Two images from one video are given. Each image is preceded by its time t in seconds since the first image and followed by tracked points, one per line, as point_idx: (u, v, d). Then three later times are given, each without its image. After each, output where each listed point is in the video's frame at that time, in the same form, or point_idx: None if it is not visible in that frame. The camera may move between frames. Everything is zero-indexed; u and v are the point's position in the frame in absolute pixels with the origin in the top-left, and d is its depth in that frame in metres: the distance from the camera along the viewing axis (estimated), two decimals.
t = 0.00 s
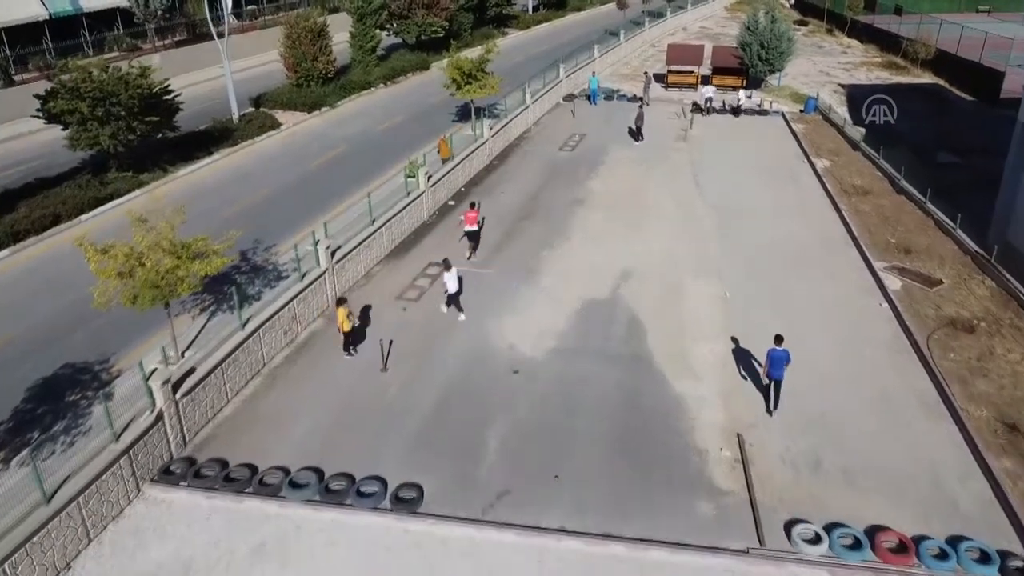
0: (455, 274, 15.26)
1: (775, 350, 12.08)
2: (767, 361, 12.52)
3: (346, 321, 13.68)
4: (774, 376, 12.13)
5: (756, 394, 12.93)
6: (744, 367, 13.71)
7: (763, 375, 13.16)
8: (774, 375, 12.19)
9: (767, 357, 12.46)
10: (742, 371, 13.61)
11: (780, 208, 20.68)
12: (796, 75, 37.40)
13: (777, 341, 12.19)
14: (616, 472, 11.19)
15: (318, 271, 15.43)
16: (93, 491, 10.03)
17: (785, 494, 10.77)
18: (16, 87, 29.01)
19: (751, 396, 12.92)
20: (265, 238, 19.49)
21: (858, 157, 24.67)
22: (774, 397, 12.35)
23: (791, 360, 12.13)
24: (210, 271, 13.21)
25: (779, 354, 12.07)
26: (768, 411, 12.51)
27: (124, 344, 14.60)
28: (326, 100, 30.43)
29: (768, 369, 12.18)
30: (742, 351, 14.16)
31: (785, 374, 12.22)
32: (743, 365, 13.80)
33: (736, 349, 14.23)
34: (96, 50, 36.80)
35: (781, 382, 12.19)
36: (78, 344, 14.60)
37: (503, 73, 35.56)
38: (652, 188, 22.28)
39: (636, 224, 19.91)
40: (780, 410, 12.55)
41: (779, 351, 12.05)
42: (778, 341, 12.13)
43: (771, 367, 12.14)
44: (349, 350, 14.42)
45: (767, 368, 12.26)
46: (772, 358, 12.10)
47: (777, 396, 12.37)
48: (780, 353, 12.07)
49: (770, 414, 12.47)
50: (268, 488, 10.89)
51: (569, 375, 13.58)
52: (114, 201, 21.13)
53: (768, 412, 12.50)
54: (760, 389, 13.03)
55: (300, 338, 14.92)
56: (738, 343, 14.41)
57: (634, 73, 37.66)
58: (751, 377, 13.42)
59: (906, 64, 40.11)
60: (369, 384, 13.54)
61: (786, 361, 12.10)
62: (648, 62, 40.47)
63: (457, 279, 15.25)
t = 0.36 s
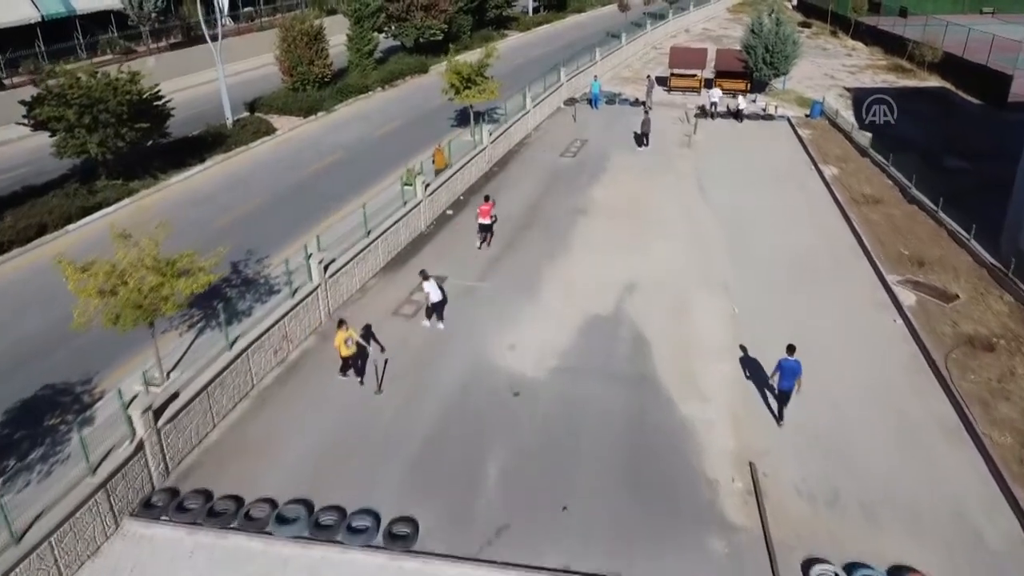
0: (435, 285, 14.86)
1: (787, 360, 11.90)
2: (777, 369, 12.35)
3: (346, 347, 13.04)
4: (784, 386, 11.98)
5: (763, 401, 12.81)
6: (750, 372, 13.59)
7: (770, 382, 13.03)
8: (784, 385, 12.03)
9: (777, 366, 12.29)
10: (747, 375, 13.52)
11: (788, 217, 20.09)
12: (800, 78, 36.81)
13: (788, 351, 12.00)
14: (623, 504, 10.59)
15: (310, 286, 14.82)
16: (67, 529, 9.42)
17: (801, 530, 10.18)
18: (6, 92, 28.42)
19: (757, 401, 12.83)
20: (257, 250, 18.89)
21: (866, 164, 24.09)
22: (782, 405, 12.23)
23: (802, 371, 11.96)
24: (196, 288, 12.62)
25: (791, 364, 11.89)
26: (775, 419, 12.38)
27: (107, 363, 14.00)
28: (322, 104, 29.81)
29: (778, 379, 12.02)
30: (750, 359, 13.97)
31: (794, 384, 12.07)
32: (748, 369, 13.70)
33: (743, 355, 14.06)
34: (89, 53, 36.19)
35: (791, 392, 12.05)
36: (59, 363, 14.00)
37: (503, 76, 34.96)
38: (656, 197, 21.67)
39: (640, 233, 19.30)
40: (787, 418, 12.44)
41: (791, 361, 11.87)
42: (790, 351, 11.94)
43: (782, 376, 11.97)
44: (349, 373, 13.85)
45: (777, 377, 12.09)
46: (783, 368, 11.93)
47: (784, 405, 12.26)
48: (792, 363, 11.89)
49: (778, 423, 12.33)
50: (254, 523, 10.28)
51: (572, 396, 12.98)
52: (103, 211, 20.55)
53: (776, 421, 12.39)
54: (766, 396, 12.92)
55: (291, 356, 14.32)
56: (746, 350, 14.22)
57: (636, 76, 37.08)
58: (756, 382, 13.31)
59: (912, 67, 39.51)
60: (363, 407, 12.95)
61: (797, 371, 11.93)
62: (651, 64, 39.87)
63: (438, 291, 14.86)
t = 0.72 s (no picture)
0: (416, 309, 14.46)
1: (802, 375, 11.55)
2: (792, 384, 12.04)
3: (342, 379, 12.02)
4: (799, 401, 11.66)
5: (775, 413, 12.54)
6: (763, 386, 13.23)
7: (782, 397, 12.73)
8: (799, 400, 11.74)
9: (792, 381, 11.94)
10: (760, 389, 13.16)
11: (797, 229, 19.43)
12: (805, 83, 36.17)
13: (804, 365, 11.64)
14: (628, 547, 9.92)
15: (300, 305, 14.14)
16: None
17: None
18: None
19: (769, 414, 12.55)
20: (247, 263, 18.23)
21: (876, 173, 23.43)
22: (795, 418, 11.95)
23: (817, 386, 11.62)
24: (177, 311, 11.93)
25: (807, 379, 11.53)
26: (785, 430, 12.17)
27: (85, 387, 13.34)
28: (317, 109, 29.13)
29: (793, 394, 11.69)
30: (762, 373, 13.65)
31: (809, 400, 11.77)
32: (760, 383, 13.33)
33: (754, 369, 13.74)
34: (80, 57, 35.53)
35: (805, 406, 11.77)
36: (34, 387, 13.33)
37: (502, 80, 34.28)
38: (660, 206, 20.99)
39: (644, 246, 18.60)
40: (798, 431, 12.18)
41: (806, 376, 11.52)
42: (806, 366, 11.57)
43: (796, 391, 11.65)
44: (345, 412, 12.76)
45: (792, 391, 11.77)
46: (798, 383, 11.59)
47: (799, 419, 11.96)
48: (807, 378, 11.54)
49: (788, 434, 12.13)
50: (234, 568, 9.61)
51: (574, 425, 12.31)
52: (88, 223, 19.92)
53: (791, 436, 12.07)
54: (780, 412, 12.59)
55: (279, 380, 13.66)
56: (758, 362, 13.94)
57: (638, 80, 36.41)
58: (770, 398, 12.94)
59: (918, 70, 38.83)
60: (355, 436, 12.29)
61: (812, 386, 11.60)
62: (653, 68, 39.22)
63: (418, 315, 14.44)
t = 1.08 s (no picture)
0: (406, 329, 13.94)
1: (814, 393, 11.24)
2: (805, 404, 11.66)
3: (336, 422, 11.22)
4: (813, 420, 11.28)
5: (795, 438, 12.02)
6: (778, 407, 12.75)
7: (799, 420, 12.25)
8: (813, 420, 11.32)
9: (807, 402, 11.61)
10: (777, 412, 12.65)
11: (808, 241, 18.70)
12: (810, 87, 35.49)
13: (815, 383, 11.36)
14: None
15: (287, 327, 13.44)
16: None
17: None
18: None
19: (787, 439, 12.03)
20: (235, 278, 17.54)
21: (886, 182, 22.74)
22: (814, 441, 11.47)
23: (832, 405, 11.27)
24: (156, 337, 11.20)
25: (820, 398, 11.21)
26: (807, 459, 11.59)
27: (60, 414, 12.65)
28: (312, 115, 28.43)
29: (807, 414, 11.33)
30: (772, 389, 13.24)
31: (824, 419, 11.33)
32: (776, 405, 12.82)
33: (765, 384, 13.36)
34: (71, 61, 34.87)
35: (821, 427, 11.35)
36: (6, 415, 12.65)
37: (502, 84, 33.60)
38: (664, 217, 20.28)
39: (648, 261, 17.89)
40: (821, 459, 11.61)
41: (819, 395, 11.20)
42: (817, 384, 11.28)
43: (810, 411, 11.31)
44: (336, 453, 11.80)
45: (806, 413, 11.43)
46: (811, 402, 11.26)
47: (817, 442, 11.48)
48: (821, 396, 11.22)
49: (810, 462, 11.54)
50: None
51: (577, 459, 11.61)
52: (72, 236, 19.25)
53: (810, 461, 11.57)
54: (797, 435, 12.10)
55: (265, 408, 12.97)
56: (767, 378, 13.52)
57: (641, 84, 35.73)
58: (787, 421, 12.45)
59: (925, 74, 38.12)
60: (344, 470, 11.58)
61: (826, 405, 11.24)
62: (655, 71, 38.56)
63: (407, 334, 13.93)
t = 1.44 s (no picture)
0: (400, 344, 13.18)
1: (829, 410, 10.93)
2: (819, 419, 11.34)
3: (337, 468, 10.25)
4: (825, 438, 10.98)
5: (800, 450, 11.80)
6: (784, 415, 12.54)
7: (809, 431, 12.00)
8: (826, 437, 11.01)
9: (818, 417, 11.30)
10: (780, 419, 12.48)
11: (819, 253, 17.98)
12: (816, 92, 34.79)
13: (830, 399, 11.02)
14: None
15: (274, 352, 12.74)
16: None
17: None
18: None
19: (792, 449, 11.84)
20: (223, 294, 16.84)
21: (897, 192, 22.05)
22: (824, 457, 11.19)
23: (846, 422, 10.97)
24: (131, 367, 10.50)
25: (834, 414, 10.90)
26: (815, 472, 11.35)
27: (32, 445, 11.94)
28: (306, 121, 27.74)
29: (819, 430, 11.04)
30: (780, 400, 12.91)
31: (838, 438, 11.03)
32: (781, 413, 12.61)
33: (774, 397, 13.00)
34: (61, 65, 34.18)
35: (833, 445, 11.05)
36: None
37: (501, 88, 32.91)
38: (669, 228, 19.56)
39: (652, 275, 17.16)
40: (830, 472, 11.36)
41: (833, 411, 10.89)
42: (832, 400, 10.95)
43: (822, 427, 11.00)
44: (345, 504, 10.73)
45: (817, 428, 11.13)
46: (825, 419, 10.95)
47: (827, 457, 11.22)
48: (834, 413, 10.91)
49: (819, 476, 11.28)
50: None
51: (580, 496, 10.91)
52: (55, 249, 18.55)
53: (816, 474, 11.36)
54: (804, 445, 11.91)
55: (250, 437, 12.27)
56: (777, 391, 13.14)
57: (642, 88, 35.05)
58: (791, 428, 12.27)
59: (933, 78, 37.43)
60: (331, 508, 10.86)
61: (840, 422, 10.94)
62: (657, 75, 37.86)
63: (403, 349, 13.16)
